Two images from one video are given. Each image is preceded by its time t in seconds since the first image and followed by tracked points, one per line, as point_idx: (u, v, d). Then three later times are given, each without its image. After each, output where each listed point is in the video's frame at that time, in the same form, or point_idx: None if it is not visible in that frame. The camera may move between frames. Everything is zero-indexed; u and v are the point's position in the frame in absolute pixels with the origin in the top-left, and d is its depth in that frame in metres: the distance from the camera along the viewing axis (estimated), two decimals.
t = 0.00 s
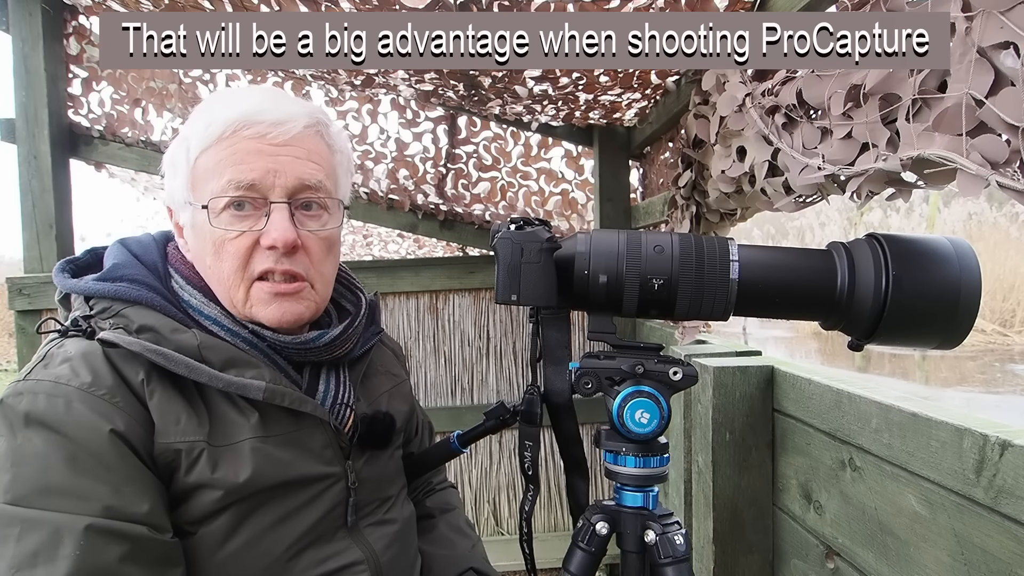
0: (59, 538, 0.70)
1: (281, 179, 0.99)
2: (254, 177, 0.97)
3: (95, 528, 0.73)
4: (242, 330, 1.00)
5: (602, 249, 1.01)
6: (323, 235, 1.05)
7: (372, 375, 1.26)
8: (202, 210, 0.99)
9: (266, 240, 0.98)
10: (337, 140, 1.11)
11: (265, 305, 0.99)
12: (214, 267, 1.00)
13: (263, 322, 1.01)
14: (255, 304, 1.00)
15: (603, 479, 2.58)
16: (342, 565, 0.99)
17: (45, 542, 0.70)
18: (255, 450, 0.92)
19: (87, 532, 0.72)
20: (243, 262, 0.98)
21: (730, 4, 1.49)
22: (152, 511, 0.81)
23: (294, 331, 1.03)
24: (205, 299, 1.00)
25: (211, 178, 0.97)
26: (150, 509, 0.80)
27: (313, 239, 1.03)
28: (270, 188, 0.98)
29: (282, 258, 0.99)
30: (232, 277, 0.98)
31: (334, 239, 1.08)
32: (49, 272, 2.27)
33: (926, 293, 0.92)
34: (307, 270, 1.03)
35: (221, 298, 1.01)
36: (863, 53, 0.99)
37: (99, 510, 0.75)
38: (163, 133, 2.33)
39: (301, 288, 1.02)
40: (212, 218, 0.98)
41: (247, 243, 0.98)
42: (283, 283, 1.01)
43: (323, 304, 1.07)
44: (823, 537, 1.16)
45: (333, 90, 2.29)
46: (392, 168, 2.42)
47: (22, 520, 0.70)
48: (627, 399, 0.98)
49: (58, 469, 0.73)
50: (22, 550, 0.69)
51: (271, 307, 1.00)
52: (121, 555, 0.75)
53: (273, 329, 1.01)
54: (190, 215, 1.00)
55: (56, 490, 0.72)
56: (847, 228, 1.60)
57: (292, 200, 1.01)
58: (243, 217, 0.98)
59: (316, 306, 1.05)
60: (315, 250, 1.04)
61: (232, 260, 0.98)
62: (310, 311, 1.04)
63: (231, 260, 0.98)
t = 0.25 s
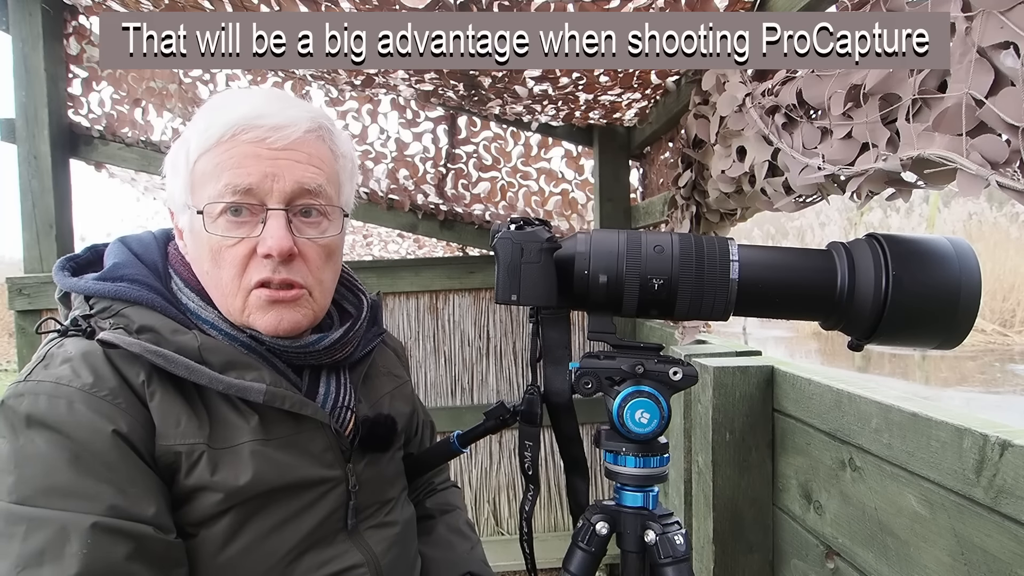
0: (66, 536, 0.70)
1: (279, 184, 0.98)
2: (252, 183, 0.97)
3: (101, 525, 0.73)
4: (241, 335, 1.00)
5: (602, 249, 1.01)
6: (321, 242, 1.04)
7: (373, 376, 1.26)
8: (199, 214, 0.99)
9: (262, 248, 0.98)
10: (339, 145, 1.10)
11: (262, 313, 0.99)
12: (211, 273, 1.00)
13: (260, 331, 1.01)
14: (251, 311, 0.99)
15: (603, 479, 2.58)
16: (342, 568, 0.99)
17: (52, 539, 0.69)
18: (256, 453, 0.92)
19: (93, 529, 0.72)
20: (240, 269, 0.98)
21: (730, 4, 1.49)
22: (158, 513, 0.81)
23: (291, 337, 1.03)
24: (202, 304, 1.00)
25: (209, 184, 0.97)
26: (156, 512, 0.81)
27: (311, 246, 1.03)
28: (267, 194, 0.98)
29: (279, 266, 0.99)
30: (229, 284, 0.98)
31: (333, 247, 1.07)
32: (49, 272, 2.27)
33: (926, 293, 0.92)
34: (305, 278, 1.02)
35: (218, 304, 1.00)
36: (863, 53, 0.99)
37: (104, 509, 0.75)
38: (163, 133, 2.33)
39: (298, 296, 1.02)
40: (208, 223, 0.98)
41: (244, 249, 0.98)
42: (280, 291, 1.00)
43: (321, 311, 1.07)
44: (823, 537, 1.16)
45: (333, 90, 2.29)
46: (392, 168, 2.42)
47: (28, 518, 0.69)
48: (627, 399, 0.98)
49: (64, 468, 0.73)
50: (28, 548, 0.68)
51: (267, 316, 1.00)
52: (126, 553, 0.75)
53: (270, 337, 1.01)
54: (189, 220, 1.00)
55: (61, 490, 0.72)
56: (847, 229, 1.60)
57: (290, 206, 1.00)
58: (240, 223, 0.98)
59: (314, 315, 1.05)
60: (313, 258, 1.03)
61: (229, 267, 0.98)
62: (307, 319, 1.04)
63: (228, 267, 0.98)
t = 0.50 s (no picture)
0: (53, 545, 0.70)
1: (287, 188, 0.98)
2: (260, 186, 0.97)
3: (89, 536, 0.73)
4: (242, 335, 1.00)
5: (602, 249, 1.01)
6: (327, 245, 1.05)
7: (372, 376, 1.26)
8: (206, 216, 0.98)
9: (270, 251, 0.98)
10: (344, 148, 1.11)
11: (266, 315, 0.99)
12: (217, 275, 1.00)
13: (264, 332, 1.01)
14: (256, 312, 0.99)
15: (603, 479, 2.58)
16: (342, 566, 0.99)
17: (39, 549, 0.70)
18: (255, 454, 0.92)
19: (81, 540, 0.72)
20: (246, 272, 0.98)
21: (730, 4, 1.49)
22: (145, 517, 0.80)
23: (294, 338, 1.03)
24: (204, 304, 1.00)
25: (217, 186, 0.97)
26: (144, 514, 0.80)
27: (317, 249, 1.03)
28: (275, 198, 0.98)
29: (286, 269, 0.99)
30: (235, 286, 0.98)
31: (338, 249, 1.08)
32: (49, 272, 2.27)
33: (926, 292, 0.92)
34: (310, 280, 1.03)
35: (221, 305, 1.01)
36: (863, 53, 0.99)
37: (94, 518, 0.75)
38: (163, 133, 2.33)
39: (302, 298, 1.02)
40: (215, 225, 0.98)
41: (251, 252, 0.98)
42: (286, 294, 1.01)
43: (324, 312, 1.07)
44: (823, 537, 1.16)
45: (333, 91, 2.29)
46: (392, 168, 2.42)
47: (16, 528, 0.70)
48: (627, 399, 0.98)
49: (54, 476, 0.73)
50: (17, 558, 0.69)
51: (273, 318, 1.00)
52: (115, 562, 0.75)
53: (273, 339, 1.01)
54: (194, 221, 1.00)
55: (51, 497, 0.72)
56: (847, 229, 1.60)
57: (297, 209, 1.01)
58: (247, 225, 0.98)
59: (316, 317, 1.05)
60: (319, 260, 1.03)
61: (235, 269, 0.98)
62: (309, 322, 1.04)
63: (235, 269, 0.98)
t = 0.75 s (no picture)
0: (39, 552, 0.70)
1: (297, 198, 0.98)
2: (270, 195, 0.97)
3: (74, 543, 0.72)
4: (240, 337, 1.00)
5: (602, 249, 1.01)
6: (332, 255, 1.05)
7: (370, 376, 1.26)
8: (214, 218, 0.98)
9: (275, 259, 0.98)
10: (356, 159, 1.11)
11: (264, 317, 0.99)
12: (219, 275, 0.99)
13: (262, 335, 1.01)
14: (255, 316, 0.99)
15: (603, 479, 2.58)
16: (339, 564, 0.99)
17: (24, 555, 0.69)
18: (251, 455, 0.92)
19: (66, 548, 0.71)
20: (249, 276, 0.98)
21: (730, 4, 1.49)
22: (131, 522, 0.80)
23: (292, 342, 1.03)
24: (202, 305, 1.00)
25: (227, 189, 0.97)
26: (131, 520, 0.80)
27: (322, 259, 1.03)
28: (285, 207, 0.98)
29: (290, 277, 0.99)
30: (237, 288, 0.98)
31: (342, 259, 1.08)
32: (49, 272, 2.27)
33: (924, 292, 0.92)
34: (313, 290, 1.03)
35: (219, 306, 1.01)
36: (863, 53, 0.99)
37: (81, 523, 0.74)
38: (163, 133, 2.33)
39: (302, 307, 1.02)
40: (222, 228, 0.97)
41: (255, 258, 0.98)
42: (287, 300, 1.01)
43: (323, 319, 1.07)
44: (823, 537, 1.16)
45: (333, 91, 2.29)
46: (391, 168, 2.42)
47: None
48: (627, 399, 0.98)
49: (41, 480, 0.73)
50: None
51: (272, 323, 1.00)
52: (102, 568, 0.74)
53: (270, 343, 1.01)
54: (200, 219, 1.00)
55: (38, 501, 0.72)
56: (847, 229, 1.60)
57: (306, 219, 1.01)
58: (254, 231, 0.98)
59: (316, 324, 1.05)
60: (323, 270, 1.04)
61: (238, 272, 0.98)
62: (309, 327, 1.04)
63: (238, 272, 0.98)
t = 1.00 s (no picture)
0: (58, 545, 0.70)
1: (290, 192, 0.98)
2: (263, 189, 0.97)
3: (95, 535, 0.73)
4: (241, 339, 1.00)
5: (602, 249, 1.01)
6: (329, 249, 1.05)
7: (373, 377, 1.26)
8: (208, 217, 0.98)
9: (271, 254, 0.98)
10: (349, 152, 1.11)
11: (264, 313, 0.99)
12: (215, 276, 0.99)
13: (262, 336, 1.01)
14: (254, 316, 0.99)
15: (603, 479, 2.58)
16: (342, 569, 0.99)
17: (43, 548, 0.70)
18: (255, 457, 0.92)
19: (86, 539, 0.72)
20: (245, 275, 0.98)
21: (730, 4, 1.49)
22: (150, 518, 0.81)
23: (292, 342, 1.03)
24: (203, 307, 1.00)
25: (220, 187, 0.97)
26: (149, 517, 0.81)
27: (318, 253, 1.03)
28: (278, 201, 0.98)
29: (286, 273, 0.99)
30: (233, 288, 0.98)
31: (340, 254, 1.07)
32: (49, 272, 2.27)
33: (925, 292, 0.92)
34: (310, 285, 1.02)
35: (218, 307, 1.01)
36: (863, 53, 0.99)
37: (98, 518, 0.75)
38: (163, 133, 2.33)
39: (300, 303, 1.02)
40: (217, 227, 0.98)
41: (250, 255, 0.98)
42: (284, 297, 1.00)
43: (323, 317, 1.07)
44: (823, 537, 1.16)
45: (333, 90, 2.29)
46: (392, 168, 2.42)
47: (20, 528, 0.70)
48: (627, 399, 0.98)
49: (58, 477, 0.73)
50: (19, 558, 0.69)
51: (271, 322, 1.00)
52: (120, 562, 0.75)
53: (270, 343, 1.01)
54: (195, 221, 1.00)
55: (57, 498, 0.73)
56: (847, 229, 1.60)
57: (300, 213, 1.00)
58: (248, 228, 0.98)
59: (315, 322, 1.05)
60: (320, 265, 1.03)
61: (234, 271, 0.98)
62: (309, 326, 1.04)
63: (234, 271, 0.98)
